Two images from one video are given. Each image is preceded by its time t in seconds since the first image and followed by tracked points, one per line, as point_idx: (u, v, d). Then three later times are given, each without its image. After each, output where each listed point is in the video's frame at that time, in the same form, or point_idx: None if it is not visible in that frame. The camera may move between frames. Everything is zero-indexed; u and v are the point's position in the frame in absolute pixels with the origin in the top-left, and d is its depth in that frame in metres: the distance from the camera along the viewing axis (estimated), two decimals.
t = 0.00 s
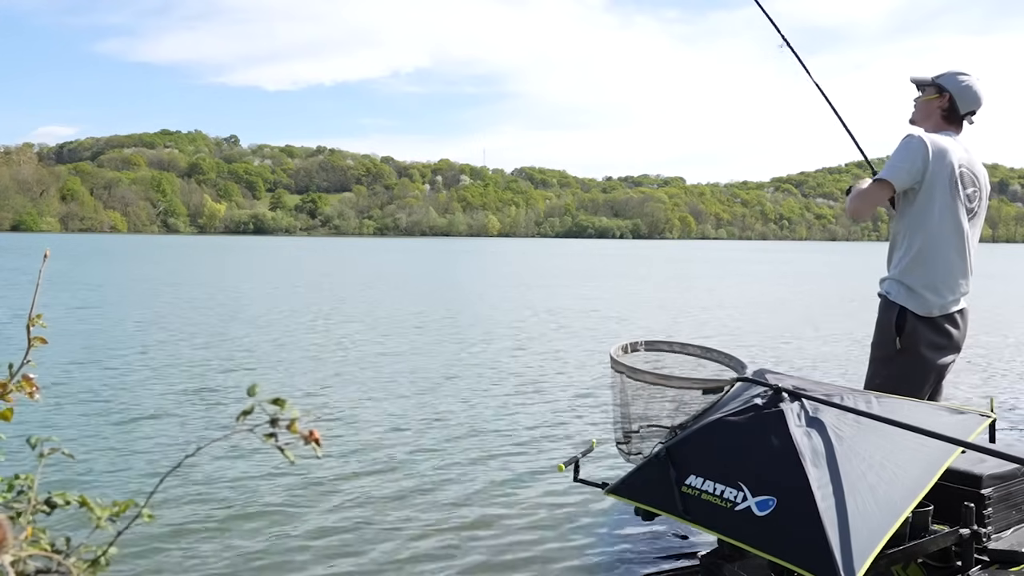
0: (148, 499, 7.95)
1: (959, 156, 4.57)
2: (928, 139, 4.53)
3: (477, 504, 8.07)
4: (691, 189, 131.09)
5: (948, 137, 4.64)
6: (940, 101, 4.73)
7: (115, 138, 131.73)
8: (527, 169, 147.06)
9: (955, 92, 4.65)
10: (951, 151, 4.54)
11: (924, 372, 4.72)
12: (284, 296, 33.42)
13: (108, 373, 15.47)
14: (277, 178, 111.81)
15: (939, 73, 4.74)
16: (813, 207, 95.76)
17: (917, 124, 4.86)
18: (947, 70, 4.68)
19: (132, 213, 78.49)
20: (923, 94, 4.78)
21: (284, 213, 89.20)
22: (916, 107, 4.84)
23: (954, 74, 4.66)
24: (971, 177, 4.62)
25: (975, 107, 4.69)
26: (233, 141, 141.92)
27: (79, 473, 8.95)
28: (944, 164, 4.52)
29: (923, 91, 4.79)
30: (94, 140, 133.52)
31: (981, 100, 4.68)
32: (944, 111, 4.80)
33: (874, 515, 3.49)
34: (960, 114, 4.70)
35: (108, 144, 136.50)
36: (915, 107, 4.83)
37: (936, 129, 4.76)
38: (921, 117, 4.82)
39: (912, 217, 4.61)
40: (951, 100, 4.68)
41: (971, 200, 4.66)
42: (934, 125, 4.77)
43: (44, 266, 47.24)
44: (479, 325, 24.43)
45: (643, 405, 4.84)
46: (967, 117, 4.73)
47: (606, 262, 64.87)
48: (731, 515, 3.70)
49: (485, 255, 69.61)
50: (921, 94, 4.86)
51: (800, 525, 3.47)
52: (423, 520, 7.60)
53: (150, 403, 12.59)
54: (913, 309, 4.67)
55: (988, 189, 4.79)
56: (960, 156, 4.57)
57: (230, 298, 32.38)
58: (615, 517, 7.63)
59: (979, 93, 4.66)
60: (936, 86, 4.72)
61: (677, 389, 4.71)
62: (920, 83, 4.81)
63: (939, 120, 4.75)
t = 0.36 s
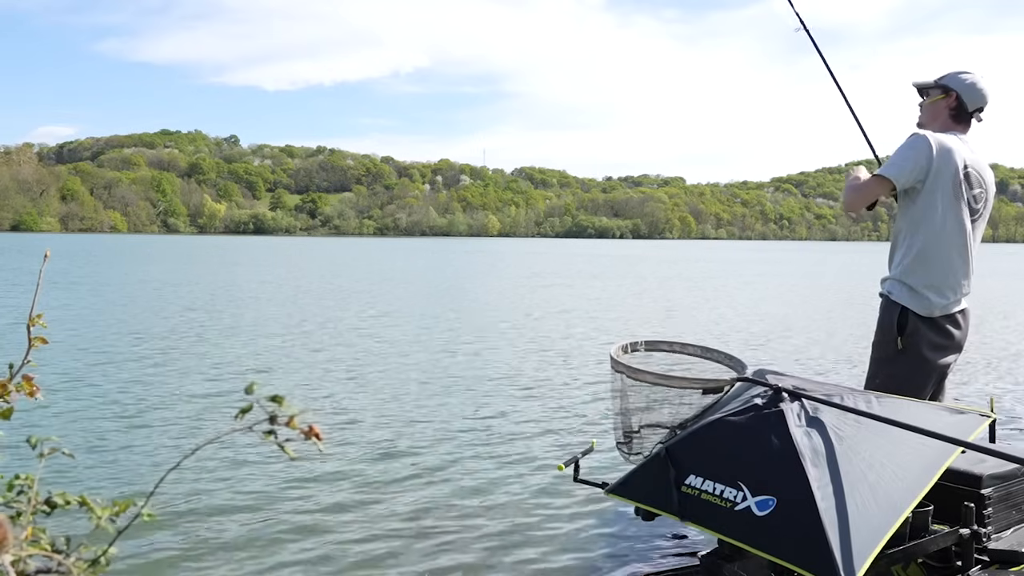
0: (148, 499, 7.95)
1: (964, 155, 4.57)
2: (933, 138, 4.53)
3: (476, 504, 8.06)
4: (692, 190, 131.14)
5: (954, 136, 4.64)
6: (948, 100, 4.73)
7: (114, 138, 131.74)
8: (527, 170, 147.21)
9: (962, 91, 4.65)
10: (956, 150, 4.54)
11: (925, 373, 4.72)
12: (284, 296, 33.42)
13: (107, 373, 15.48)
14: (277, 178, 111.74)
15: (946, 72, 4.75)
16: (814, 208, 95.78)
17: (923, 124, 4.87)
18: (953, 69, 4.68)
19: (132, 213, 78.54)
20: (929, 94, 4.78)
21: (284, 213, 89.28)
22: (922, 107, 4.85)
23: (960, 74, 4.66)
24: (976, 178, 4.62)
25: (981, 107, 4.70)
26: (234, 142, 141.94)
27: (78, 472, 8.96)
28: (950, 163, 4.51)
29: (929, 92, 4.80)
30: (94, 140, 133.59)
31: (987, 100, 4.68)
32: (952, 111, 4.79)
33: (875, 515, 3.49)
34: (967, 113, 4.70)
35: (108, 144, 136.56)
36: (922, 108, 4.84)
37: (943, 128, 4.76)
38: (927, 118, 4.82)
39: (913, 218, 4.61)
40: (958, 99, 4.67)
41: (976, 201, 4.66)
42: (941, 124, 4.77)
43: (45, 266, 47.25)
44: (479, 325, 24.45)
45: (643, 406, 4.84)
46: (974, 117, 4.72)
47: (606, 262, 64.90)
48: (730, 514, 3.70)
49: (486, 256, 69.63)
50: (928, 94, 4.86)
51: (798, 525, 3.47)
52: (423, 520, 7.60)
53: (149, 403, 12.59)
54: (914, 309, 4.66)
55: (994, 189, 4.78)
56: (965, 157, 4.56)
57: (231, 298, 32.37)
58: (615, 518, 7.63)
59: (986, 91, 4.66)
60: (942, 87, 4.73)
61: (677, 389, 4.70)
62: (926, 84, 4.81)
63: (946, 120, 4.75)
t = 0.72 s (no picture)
0: (148, 499, 7.96)
1: (964, 154, 4.57)
2: (932, 138, 4.53)
3: (476, 504, 8.06)
4: (692, 189, 131.20)
5: (955, 135, 4.63)
6: (947, 99, 4.73)
7: (114, 138, 131.70)
8: (527, 169, 147.23)
9: (960, 90, 4.65)
10: (955, 149, 4.54)
11: (928, 372, 4.72)
12: (285, 296, 33.39)
13: (107, 373, 15.46)
14: (277, 178, 111.67)
15: (942, 72, 4.75)
16: (814, 207, 95.71)
17: (923, 125, 4.87)
18: (950, 69, 4.69)
19: (132, 213, 78.53)
20: (928, 94, 4.79)
21: (284, 213, 89.28)
22: (921, 108, 4.85)
23: (956, 71, 4.67)
24: (978, 177, 4.62)
25: (980, 105, 4.70)
26: (234, 142, 141.91)
27: (78, 472, 8.95)
28: (950, 162, 4.51)
29: (926, 93, 4.81)
30: (94, 140, 133.54)
31: (986, 96, 4.68)
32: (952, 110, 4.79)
33: (875, 514, 3.49)
34: (967, 110, 4.70)
35: (108, 144, 136.56)
36: (921, 108, 4.85)
37: (942, 128, 4.76)
38: (927, 119, 4.82)
39: (914, 218, 4.61)
40: (957, 97, 4.67)
41: (978, 199, 4.66)
42: (940, 125, 4.77)
43: (44, 265, 47.20)
44: (479, 325, 24.42)
45: (644, 404, 4.84)
46: (974, 114, 4.72)
47: (606, 262, 64.91)
48: (731, 515, 3.70)
49: (486, 256, 69.62)
50: (925, 95, 4.87)
51: (798, 525, 3.48)
52: (423, 520, 7.60)
53: (149, 403, 12.57)
54: (917, 310, 4.67)
55: (995, 186, 4.79)
56: (964, 156, 4.57)
57: (231, 298, 32.34)
58: (615, 518, 7.62)
59: (983, 88, 4.66)
60: (939, 87, 4.73)
61: (676, 390, 4.71)
62: (924, 84, 4.82)
63: (946, 120, 4.75)
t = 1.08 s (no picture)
0: (148, 500, 7.94)
1: (965, 154, 4.57)
2: (933, 137, 4.53)
3: (477, 503, 8.06)
4: (692, 190, 131.25)
5: (955, 135, 4.63)
6: (946, 99, 4.73)
7: (114, 138, 131.59)
8: (527, 170, 147.31)
9: (960, 88, 4.65)
10: (955, 149, 4.54)
11: (929, 373, 4.72)
12: (284, 296, 33.38)
13: (106, 373, 15.46)
14: (277, 178, 111.59)
15: (939, 72, 4.77)
16: (814, 208, 95.73)
17: (923, 125, 4.87)
18: (949, 68, 4.69)
19: (132, 213, 78.54)
20: (927, 95, 4.80)
21: (284, 213, 89.32)
22: (922, 109, 4.85)
23: (955, 70, 4.67)
24: (978, 176, 4.63)
25: (980, 103, 4.70)
26: (234, 142, 141.87)
27: (76, 472, 8.94)
28: (950, 163, 4.51)
29: (925, 94, 4.81)
30: (94, 140, 133.46)
31: (987, 92, 4.67)
32: (953, 108, 4.79)
33: (876, 514, 3.49)
34: (968, 108, 4.70)
35: (109, 144, 136.52)
36: (921, 110, 4.85)
37: (942, 128, 4.76)
38: (927, 119, 4.82)
39: (916, 218, 4.62)
40: (957, 97, 4.68)
41: (978, 199, 4.67)
42: (941, 124, 4.76)
43: (43, 265, 47.13)
44: (479, 325, 24.41)
45: (643, 404, 4.85)
46: (975, 110, 4.72)
47: (606, 262, 64.90)
48: (731, 515, 3.70)
49: (486, 255, 69.59)
50: (923, 97, 4.88)
51: (798, 525, 3.48)
52: (423, 520, 7.60)
53: (149, 403, 12.57)
54: (918, 310, 4.67)
55: (996, 187, 4.79)
56: (965, 156, 4.57)
57: (230, 298, 32.32)
58: (614, 518, 7.62)
59: (983, 85, 4.66)
60: (937, 88, 4.74)
61: (676, 389, 4.71)
62: (923, 84, 4.82)
63: (946, 119, 4.75)
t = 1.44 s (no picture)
0: (148, 500, 7.94)
1: (964, 154, 4.57)
2: (932, 138, 4.53)
3: (476, 503, 8.06)
4: (692, 190, 131.29)
5: (956, 136, 4.63)
6: (947, 100, 4.73)
7: (114, 138, 131.54)
8: (528, 170, 147.31)
9: (961, 89, 4.65)
10: (955, 149, 4.54)
11: (929, 373, 4.72)
12: (284, 296, 33.35)
13: (105, 373, 15.46)
14: (277, 178, 111.51)
15: (940, 72, 4.77)
16: (814, 208, 95.79)
17: (924, 124, 4.86)
18: (951, 68, 4.69)
19: (132, 213, 78.56)
20: (928, 94, 4.80)
21: (284, 213, 89.35)
22: (922, 108, 4.85)
23: (956, 71, 4.67)
24: (977, 176, 4.63)
25: (981, 103, 4.70)
26: (234, 142, 141.76)
27: (77, 472, 8.94)
28: (950, 163, 4.51)
29: (926, 94, 4.81)
30: (94, 140, 133.44)
31: (987, 93, 4.68)
32: (954, 108, 4.79)
33: (874, 514, 3.49)
34: (969, 108, 4.70)
35: (108, 144, 136.46)
36: (922, 110, 4.85)
37: (942, 128, 4.76)
38: (928, 119, 4.81)
39: (916, 219, 4.61)
40: (958, 97, 4.68)
41: (979, 199, 4.66)
42: (942, 124, 4.76)
43: (43, 265, 47.15)
44: (479, 325, 24.39)
45: (643, 403, 4.85)
46: (975, 111, 4.72)
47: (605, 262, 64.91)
48: (730, 514, 3.70)
49: (486, 256, 69.59)
50: (924, 97, 4.88)
51: (799, 525, 3.47)
52: (422, 519, 7.60)
53: (148, 403, 12.56)
54: (917, 310, 4.67)
55: (996, 187, 4.79)
56: (964, 155, 4.57)
57: (230, 298, 32.30)
58: (614, 518, 7.63)
59: (983, 85, 4.66)
60: (938, 88, 4.74)
61: (677, 389, 4.71)
62: (924, 85, 4.83)
63: (947, 119, 4.75)
